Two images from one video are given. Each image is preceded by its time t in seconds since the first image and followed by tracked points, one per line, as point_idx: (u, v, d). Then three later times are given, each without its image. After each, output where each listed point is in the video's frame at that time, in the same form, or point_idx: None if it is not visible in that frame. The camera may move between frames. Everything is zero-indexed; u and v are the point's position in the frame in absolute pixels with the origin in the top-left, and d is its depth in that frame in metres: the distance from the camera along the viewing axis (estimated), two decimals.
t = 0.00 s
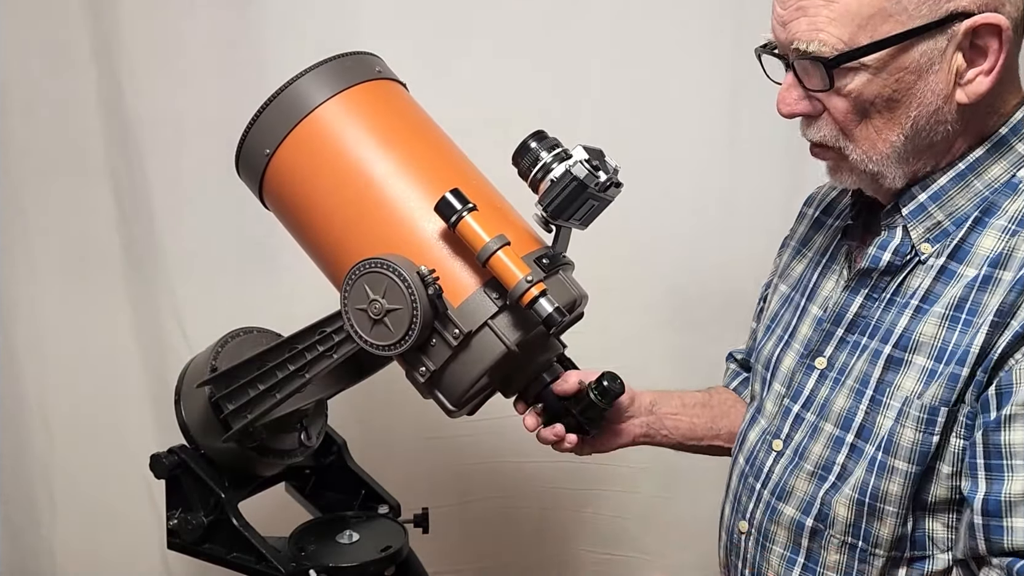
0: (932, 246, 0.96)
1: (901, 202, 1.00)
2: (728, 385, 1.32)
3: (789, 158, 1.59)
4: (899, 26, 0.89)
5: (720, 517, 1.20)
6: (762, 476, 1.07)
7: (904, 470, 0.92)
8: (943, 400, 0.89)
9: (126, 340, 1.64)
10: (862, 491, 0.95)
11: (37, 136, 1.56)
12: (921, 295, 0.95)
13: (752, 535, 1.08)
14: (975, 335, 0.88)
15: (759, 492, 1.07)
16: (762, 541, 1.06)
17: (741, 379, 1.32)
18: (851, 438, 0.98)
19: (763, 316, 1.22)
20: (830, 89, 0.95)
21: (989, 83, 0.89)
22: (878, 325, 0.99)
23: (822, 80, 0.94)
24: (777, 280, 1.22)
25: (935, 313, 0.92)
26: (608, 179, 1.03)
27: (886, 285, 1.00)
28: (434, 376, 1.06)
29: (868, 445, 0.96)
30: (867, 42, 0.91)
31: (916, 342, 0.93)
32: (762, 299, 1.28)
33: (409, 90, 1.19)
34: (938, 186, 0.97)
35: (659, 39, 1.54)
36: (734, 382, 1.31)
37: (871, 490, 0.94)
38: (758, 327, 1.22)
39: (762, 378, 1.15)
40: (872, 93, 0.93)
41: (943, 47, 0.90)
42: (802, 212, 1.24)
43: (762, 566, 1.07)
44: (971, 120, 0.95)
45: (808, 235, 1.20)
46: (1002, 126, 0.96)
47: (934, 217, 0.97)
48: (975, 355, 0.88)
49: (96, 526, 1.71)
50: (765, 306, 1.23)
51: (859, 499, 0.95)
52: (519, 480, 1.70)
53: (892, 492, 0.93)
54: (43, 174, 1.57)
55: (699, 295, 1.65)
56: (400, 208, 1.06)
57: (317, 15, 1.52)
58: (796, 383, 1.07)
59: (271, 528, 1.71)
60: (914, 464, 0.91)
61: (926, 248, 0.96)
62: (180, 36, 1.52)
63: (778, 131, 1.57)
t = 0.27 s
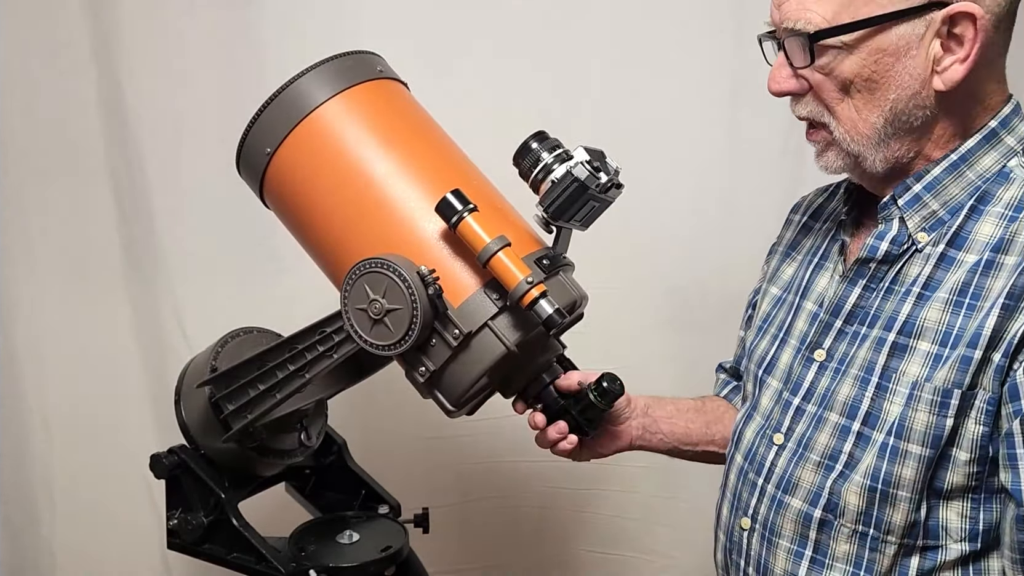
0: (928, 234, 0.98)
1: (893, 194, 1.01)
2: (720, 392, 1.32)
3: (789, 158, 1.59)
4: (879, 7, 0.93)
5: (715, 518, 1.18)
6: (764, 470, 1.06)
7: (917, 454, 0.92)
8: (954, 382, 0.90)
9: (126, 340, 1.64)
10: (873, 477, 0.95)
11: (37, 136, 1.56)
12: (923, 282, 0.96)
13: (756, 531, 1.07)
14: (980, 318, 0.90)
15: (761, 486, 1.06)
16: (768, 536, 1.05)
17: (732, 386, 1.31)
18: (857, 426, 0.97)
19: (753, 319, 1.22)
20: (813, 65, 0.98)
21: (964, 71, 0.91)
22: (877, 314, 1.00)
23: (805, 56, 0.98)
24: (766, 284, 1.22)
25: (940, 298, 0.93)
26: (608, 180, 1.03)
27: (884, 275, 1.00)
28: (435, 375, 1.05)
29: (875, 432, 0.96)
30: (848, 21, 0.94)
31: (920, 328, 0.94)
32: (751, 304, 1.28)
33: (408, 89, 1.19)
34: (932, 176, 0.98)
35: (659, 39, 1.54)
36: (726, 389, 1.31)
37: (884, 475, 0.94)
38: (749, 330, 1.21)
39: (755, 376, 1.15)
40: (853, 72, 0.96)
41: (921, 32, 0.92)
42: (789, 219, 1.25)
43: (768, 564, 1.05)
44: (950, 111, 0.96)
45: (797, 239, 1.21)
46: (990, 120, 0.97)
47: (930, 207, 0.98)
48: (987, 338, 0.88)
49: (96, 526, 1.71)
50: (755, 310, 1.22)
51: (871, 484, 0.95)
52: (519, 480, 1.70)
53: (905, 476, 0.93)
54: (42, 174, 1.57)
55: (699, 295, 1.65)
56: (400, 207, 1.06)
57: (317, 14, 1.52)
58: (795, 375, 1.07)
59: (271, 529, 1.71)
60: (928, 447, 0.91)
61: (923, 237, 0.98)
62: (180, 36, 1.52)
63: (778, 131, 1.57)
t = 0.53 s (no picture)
0: (924, 225, 0.99)
1: (890, 186, 1.02)
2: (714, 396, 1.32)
3: (789, 158, 1.59)
4: None
5: (715, 513, 1.18)
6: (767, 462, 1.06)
7: (927, 437, 0.92)
8: (964, 365, 0.90)
9: (126, 340, 1.64)
10: (884, 462, 0.95)
11: (37, 136, 1.56)
12: (923, 270, 0.97)
13: (762, 523, 1.06)
14: (985, 303, 0.90)
15: (765, 478, 1.06)
16: (775, 527, 1.04)
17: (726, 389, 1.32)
18: (863, 413, 0.97)
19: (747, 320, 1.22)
20: (806, 50, 1.00)
21: (951, 59, 0.93)
22: (877, 304, 1.00)
23: (799, 40, 1.00)
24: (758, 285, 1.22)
25: (941, 285, 0.94)
26: (608, 180, 1.03)
27: (882, 266, 1.02)
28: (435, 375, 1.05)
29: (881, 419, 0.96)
30: (841, 6, 0.96)
31: (923, 314, 0.95)
32: (742, 307, 1.28)
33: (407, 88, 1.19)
34: (925, 169, 1.00)
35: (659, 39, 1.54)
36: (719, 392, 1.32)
37: (895, 459, 0.94)
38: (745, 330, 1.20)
39: (754, 373, 1.15)
40: (845, 58, 0.98)
41: (912, 20, 0.95)
42: (779, 222, 1.27)
43: (776, 558, 1.04)
44: (939, 98, 0.98)
45: (789, 240, 1.22)
46: (980, 115, 1.00)
47: (924, 198, 1.00)
48: (994, 322, 0.89)
49: (97, 526, 1.71)
50: (749, 309, 1.22)
51: (881, 469, 0.95)
52: (519, 480, 1.70)
53: (916, 460, 0.93)
54: (42, 174, 1.57)
55: (699, 296, 1.65)
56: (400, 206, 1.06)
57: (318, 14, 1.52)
58: (795, 368, 1.07)
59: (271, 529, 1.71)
60: (938, 431, 0.91)
61: (919, 227, 0.99)
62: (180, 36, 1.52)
63: (778, 131, 1.57)
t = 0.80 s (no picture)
0: (927, 219, 0.99)
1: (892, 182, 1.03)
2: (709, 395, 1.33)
3: (789, 158, 1.59)
4: None
5: (717, 508, 1.17)
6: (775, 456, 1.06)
7: (938, 427, 0.92)
8: (972, 355, 0.90)
9: (126, 340, 1.64)
10: (894, 453, 0.94)
11: (37, 136, 1.56)
12: (927, 264, 0.97)
13: (769, 516, 1.06)
14: (991, 294, 0.91)
15: (773, 472, 1.05)
16: (783, 521, 1.04)
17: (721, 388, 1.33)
18: (871, 405, 0.97)
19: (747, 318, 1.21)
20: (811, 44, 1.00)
21: (955, 52, 0.94)
22: (881, 298, 1.00)
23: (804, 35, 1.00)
24: (758, 284, 1.22)
25: (947, 277, 0.95)
26: (608, 180, 1.03)
27: (885, 261, 1.02)
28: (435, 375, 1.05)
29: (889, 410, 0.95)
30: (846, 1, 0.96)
31: (929, 307, 0.95)
32: (739, 305, 1.29)
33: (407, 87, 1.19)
34: (927, 165, 1.00)
35: (659, 39, 1.54)
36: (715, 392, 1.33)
37: (905, 450, 0.93)
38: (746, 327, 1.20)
39: (755, 370, 1.15)
40: (850, 52, 0.98)
41: (915, 14, 0.95)
42: (775, 221, 1.27)
43: (784, 551, 1.04)
44: (941, 93, 0.99)
45: (787, 238, 1.22)
46: (977, 114, 1.01)
47: (926, 193, 1.00)
48: (1002, 312, 0.89)
49: (97, 526, 1.71)
50: (750, 308, 1.22)
51: (892, 460, 0.94)
52: (519, 480, 1.70)
53: (926, 450, 0.93)
54: (42, 174, 1.57)
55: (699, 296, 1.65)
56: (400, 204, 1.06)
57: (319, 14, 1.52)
58: (801, 363, 1.07)
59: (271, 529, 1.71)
60: (948, 421, 0.91)
61: (922, 222, 0.99)
62: (180, 36, 1.52)
63: (778, 131, 1.57)
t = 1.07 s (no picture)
0: (939, 219, 1.00)
1: (907, 181, 1.03)
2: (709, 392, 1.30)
3: (790, 158, 1.59)
4: None
5: (727, 505, 1.19)
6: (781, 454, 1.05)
7: (940, 423, 0.91)
8: (976, 352, 0.89)
9: (126, 340, 1.64)
10: (896, 448, 0.94)
11: (37, 135, 1.56)
12: (938, 262, 0.97)
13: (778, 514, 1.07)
14: (998, 291, 0.90)
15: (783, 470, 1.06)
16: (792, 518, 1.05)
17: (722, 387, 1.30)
18: (878, 402, 0.97)
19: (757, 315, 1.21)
20: (830, 50, 1.00)
21: (975, 55, 0.94)
22: (892, 296, 1.01)
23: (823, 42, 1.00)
24: (767, 280, 1.21)
25: (956, 276, 0.94)
26: (608, 180, 1.03)
27: (897, 259, 1.02)
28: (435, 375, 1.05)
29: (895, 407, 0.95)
30: (866, 7, 0.96)
31: (937, 305, 0.95)
32: (748, 302, 1.29)
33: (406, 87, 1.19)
34: (942, 165, 1.01)
35: (659, 39, 1.54)
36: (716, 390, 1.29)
37: (907, 445, 0.93)
38: (755, 325, 1.19)
39: (763, 368, 1.14)
40: (871, 57, 0.98)
41: (935, 18, 0.95)
42: (787, 218, 1.27)
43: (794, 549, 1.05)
44: (961, 94, 0.99)
45: (797, 236, 1.22)
46: (995, 115, 1.01)
47: (941, 193, 1.00)
48: (1010, 309, 0.88)
49: (96, 526, 1.71)
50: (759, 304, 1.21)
51: (893, 455, 0.94)
52: (519, 480, 1.70)
53: (928, 446, 0.92)
54: (43, 174, 1.57)
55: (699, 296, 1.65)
56: (399, 206, 1.06)
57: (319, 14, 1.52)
58: (812, 360, 1.07)
59: (271, 529, 1.71)
60: (950, 417, 0.90)
61: (934, 221, 1.00)
62: (180, 35, 1.52)
63: (778, 131, 1.57)
